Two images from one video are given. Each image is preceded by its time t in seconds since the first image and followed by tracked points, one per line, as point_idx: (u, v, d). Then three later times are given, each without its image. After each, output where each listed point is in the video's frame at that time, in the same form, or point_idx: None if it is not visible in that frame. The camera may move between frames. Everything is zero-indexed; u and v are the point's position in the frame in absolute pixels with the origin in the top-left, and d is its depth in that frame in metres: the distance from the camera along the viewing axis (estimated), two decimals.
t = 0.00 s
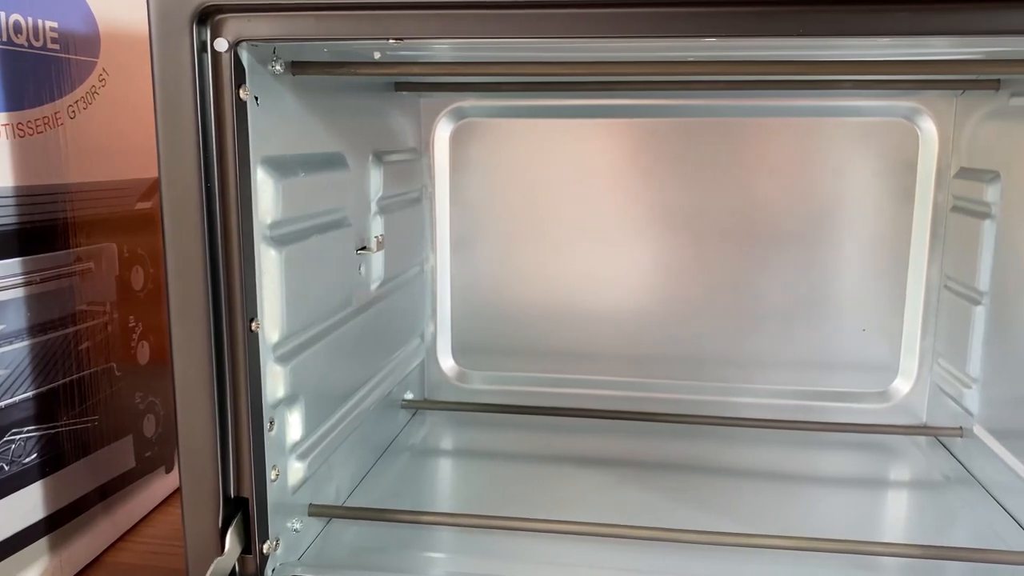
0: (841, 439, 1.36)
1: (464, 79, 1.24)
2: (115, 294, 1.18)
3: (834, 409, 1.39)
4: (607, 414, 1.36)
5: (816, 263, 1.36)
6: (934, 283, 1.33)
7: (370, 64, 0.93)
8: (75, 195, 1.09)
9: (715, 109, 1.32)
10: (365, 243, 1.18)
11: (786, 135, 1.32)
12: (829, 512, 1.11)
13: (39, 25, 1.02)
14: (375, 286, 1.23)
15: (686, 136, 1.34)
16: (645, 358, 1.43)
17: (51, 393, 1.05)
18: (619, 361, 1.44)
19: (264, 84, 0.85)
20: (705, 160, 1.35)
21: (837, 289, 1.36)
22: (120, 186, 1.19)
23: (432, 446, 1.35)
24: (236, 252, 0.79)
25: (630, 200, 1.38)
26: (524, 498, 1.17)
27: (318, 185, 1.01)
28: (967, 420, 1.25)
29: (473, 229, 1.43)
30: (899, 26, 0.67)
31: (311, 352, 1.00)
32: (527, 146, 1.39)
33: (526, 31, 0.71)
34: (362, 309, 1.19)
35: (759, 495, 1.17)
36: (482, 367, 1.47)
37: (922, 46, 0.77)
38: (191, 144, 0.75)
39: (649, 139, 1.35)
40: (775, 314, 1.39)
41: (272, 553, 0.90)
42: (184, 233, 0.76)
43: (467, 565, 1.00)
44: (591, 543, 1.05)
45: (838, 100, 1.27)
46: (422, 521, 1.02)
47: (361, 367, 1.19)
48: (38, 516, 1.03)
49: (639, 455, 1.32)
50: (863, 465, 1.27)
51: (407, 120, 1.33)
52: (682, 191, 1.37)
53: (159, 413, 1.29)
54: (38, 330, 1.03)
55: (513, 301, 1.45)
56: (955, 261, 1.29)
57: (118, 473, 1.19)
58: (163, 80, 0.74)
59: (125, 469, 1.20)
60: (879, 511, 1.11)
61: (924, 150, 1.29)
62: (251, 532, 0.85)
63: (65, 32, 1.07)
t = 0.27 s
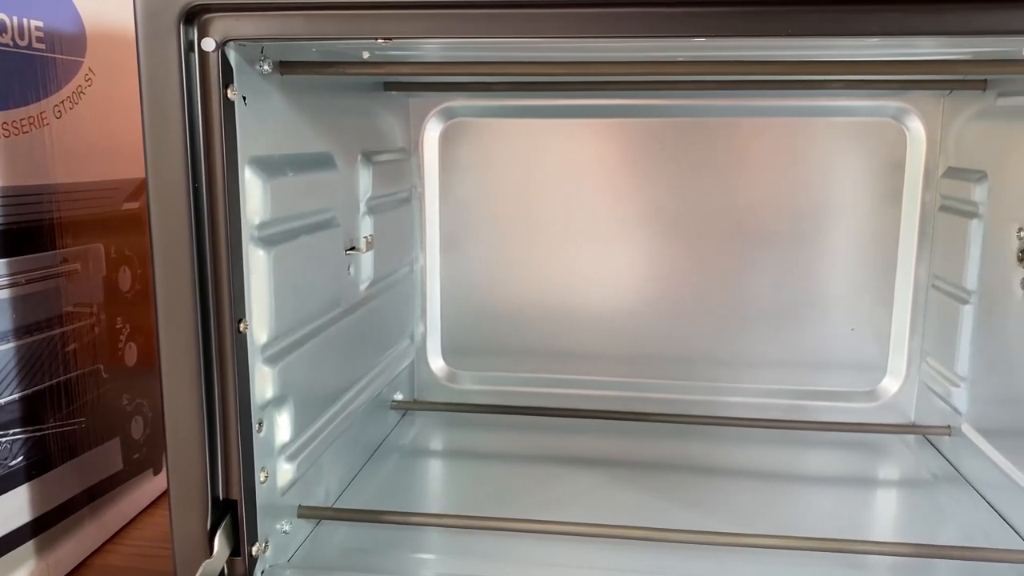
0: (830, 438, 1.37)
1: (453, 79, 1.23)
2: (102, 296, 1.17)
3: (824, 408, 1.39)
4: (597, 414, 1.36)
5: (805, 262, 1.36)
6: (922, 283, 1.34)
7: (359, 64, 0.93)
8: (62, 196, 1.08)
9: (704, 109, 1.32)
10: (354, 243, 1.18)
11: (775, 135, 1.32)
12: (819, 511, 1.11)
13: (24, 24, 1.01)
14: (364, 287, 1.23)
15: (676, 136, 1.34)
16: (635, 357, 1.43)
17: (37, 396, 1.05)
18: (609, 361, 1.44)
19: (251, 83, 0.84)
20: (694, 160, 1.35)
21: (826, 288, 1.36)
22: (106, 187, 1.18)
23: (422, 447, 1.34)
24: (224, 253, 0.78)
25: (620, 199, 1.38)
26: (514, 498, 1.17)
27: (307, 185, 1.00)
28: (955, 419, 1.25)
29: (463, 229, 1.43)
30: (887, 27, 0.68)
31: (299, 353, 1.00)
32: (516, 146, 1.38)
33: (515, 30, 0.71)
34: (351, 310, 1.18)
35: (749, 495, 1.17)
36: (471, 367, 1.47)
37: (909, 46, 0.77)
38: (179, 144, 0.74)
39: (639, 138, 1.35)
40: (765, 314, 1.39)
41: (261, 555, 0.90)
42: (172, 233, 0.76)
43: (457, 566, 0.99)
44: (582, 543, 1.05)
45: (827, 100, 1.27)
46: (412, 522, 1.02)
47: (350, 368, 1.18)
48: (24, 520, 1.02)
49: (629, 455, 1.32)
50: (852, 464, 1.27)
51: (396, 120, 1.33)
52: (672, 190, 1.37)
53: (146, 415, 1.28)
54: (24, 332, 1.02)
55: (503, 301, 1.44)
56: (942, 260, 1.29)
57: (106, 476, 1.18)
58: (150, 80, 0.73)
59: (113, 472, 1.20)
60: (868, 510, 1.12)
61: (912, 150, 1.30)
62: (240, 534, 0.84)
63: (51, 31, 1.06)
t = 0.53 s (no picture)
0: (819, 437, 1.37)
1: (442, 79, 1.23)
2: (89, 297, 1.16)
3: (813, 408, 1.40)
4: (587, 414, 1.36)
5: (794, 262, 1.37)
6: (910, 282, 1.34)
7: (347, 64, 0.92)
8: (48, 196, 1.07)
9: (694, 109, 1.32)
10: (343, 244, 1.17)
11: (764, 135, 1.32)
12: (808, 510, 1.12)
13: (9, 23, 1.00)
14: (353, 287, 1.22)
15: (666, 136, 1.34)
16: (625, 357, 1.43)
17: (22, 398, 1.04)
18: (599, 361, 1.44)
19: (239, 83, 0.84)
20: (684, 160, 1.35)
21: (816, 288, 1.37)
22: (93, 187, 1.17)
23: (412, 448, 1.34)
24: (212, 253, 0.77)
25: (610, 199, 1.38)
26: (505, 498, 1.17)
27: (295, 185, 1.00)
28: (944, 417, 1.26)
29: (452, 229, 1.43)
30: (875, 27, 0.68)
31: (288, 354, 0.99)
32: (506, 146, 1.38)
33: (504, 30, 0.71)
34: (341, 311, 1.18)
35: (739, 494, 1.17)
36: (461, 368, 1.47)
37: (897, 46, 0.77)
38: (166, 143, 0.74)
39: (629, 139, 1.35)
40: (754, 314, 1.39)
41: (250, 557, 0.89)
42: (159, 233, 0.75)
43: (447, 568, 0.99)
44: (572, 544, 1.05)
45: (816, 100, 1.28)
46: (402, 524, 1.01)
47: (339, 370, 1.18)
48: (9, 523, 1.01)
49: (619, 455, 1.32)
50: (841, 463, 1.27)
51: (385, 120, 1.32)
52: (662, 190, 1.37)
53: (134, 417, 1.27)
54: (10, 333, 1.02)
55: (494, 301, 1.44)
56: (931, 260, 1.30)
57: (93, 478, 1.17)
58: (137, 79, 0.72)
59: (101, 474, 1.19)
60: (857, 509, 1.12)
61: (900, 150, 1.30)
62: (229, 536, 0.84)
63: (37, 30, 1.05)
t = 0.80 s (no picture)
0: (808, 436, 1.38)
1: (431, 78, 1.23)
2: (76, 298, 1.15)
3: (802, 407, 1.40)
4: (577, 414, 1.35)
5: (783, 262, 1.37)
6: (899, 281, 1.35)
7: (336, 64, 0.92)
8: (33, 197, 1.06)
9: (683, 109, 1.32)
10: (331, 244, 1.17)
11: (753, 135, 1.33)
12: (798, 510, 1.12)
13: None
14: (342, 287, 1.21)
15: (655, 136, 1.35)
16: (615, 357, 1.43)
17: (8, 400, 1.03)
18: (590, 361, 1.44)
19: (227, 83, 0.83)
20: (674, 159, 1.35)
21: (805, 287, 1.37)
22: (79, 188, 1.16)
23: (402, 449, 1.34)
24: (200, 254, 0.77)
25: (600, 199, 1.38)
26: (495, 499, 1.16)
27: (284, 186, 0.99)
28: (932, 416, 1.26)
29: (442, 229, 1.42)
30: (863, 27, 0.68)
31: (277, 355, 0.98)
32: (495, 146, 1.38)
33: (492, 30, 0.71)
34: (330, 312, 1.17)
35: (728, 494, 1.17)
36: (451, 368, 1.47)
37: (886, 46, 0.77)
38: (153, 144, 0.73)
39: (618, 139, 1.35)
40: (744, 313, 1.40)
41: (239, 560, 0.89)
42: (146, 234, 0.74)
43: (438, 570, 0.99)
44: (562, 544, 1.05)
45: (804, 100, 1.28)
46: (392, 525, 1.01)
47: (329, 370, 1.17)
48: None
49: (609, 455, 1.31)
50: (831, 462, 1.28)
51: (374, 120, 1.32)
52: (652, 190, 1.37)
53: (122, 419, 1.26)
54: None
55: (483, 301, 1.44)
56: (919, 259, 1.31)
57: (81, 480, 1.16)
58: (123, 79, 0.72)
59: (88, 476, 1.17)
60: (847, 508, 1.12)
61: (888, 150, 1.31)
62: (218, 539, 0.83)
63: (22, 29, 1.04)
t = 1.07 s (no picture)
0: (798, 436, 1.38)
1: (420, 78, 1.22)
2: (63, 299, 1.14)
3: (791, 406, 1.40)
4: (568, 414, 1.35)
5: (773, 261, 1.37)
6: (888, 281, 1.36)
7: (325, 64, 0.91)
8: (17, 197, 1.06)
9: (673, 109, 1.33)
10: (320, 244, 1.16)
11: (743, 135, 1.33)
12: (788, 509, 1.12)
13: None
14: (331, 288, 1.21)
15: (645, 136, 1.35)
16: (605, 357, 1.44)
17: None
18: (580, 361, 1.44)
19: (214, 83, 0.82)
20: (664, 159, 1.35)
21: (794, 287, 1.38)
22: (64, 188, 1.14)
23: (392, 450, 1.33)
24: (188, 255, 0.76)
25: (590, 199, 1.38)
26: (486, 500, 1.16)
27: (272, 186, 0.99)
28: (921, 415, 1.27)
29: (432, 230, 1.42)
30: (852, 27, 0.68)
31: (266, 356, 0.98)
32: (485, 146, 1.38)
33: (481, 30, 0.71)
34: (319, 313, 1.17)
35: (719, 493, 1.18)
36: (441, 369, 1.46)
37: (874, 47, 0.77)
38: (140, 143, 0.72)
39: (608, 139, 1.35)
40: (734, 313, 1.40)
41: (227, 563, 0.88)
42: (132, 235, 0.74)
43: (428, 571, 0.98)
44: (553, 544, 1.05)
45: (793, 100, 1.29)
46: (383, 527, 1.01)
47: (318, 371, 1.17)
48: None
49: (600, 455, 1.31)
50: (820, 461, 1.28)
51: (363, 120, 1.32)
52: (641, 190, 1.37)
53: (110, 421, 1.25)
54: None
55: (474, 302, 1.44)
56: (907, 259, 1.31)
57: (68, 483, 1.15)
58: (109, 79, 0.71)
59: (75, 478, 1.17)
60: (836, 506, 1.13)
61: (877, 150, 1.32)
62: (207, 542, 0.83)
63: (6, 28, 1.03)
